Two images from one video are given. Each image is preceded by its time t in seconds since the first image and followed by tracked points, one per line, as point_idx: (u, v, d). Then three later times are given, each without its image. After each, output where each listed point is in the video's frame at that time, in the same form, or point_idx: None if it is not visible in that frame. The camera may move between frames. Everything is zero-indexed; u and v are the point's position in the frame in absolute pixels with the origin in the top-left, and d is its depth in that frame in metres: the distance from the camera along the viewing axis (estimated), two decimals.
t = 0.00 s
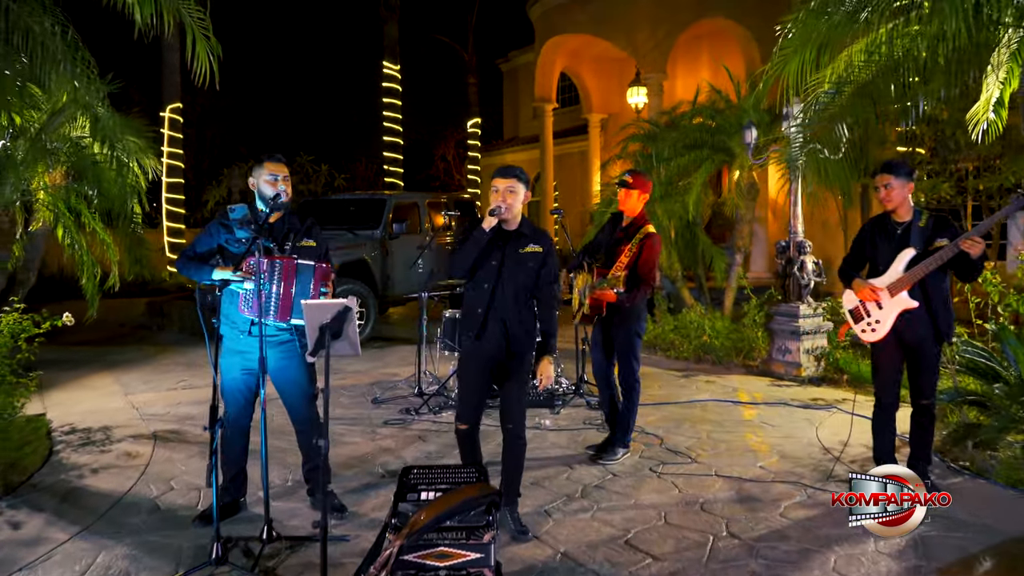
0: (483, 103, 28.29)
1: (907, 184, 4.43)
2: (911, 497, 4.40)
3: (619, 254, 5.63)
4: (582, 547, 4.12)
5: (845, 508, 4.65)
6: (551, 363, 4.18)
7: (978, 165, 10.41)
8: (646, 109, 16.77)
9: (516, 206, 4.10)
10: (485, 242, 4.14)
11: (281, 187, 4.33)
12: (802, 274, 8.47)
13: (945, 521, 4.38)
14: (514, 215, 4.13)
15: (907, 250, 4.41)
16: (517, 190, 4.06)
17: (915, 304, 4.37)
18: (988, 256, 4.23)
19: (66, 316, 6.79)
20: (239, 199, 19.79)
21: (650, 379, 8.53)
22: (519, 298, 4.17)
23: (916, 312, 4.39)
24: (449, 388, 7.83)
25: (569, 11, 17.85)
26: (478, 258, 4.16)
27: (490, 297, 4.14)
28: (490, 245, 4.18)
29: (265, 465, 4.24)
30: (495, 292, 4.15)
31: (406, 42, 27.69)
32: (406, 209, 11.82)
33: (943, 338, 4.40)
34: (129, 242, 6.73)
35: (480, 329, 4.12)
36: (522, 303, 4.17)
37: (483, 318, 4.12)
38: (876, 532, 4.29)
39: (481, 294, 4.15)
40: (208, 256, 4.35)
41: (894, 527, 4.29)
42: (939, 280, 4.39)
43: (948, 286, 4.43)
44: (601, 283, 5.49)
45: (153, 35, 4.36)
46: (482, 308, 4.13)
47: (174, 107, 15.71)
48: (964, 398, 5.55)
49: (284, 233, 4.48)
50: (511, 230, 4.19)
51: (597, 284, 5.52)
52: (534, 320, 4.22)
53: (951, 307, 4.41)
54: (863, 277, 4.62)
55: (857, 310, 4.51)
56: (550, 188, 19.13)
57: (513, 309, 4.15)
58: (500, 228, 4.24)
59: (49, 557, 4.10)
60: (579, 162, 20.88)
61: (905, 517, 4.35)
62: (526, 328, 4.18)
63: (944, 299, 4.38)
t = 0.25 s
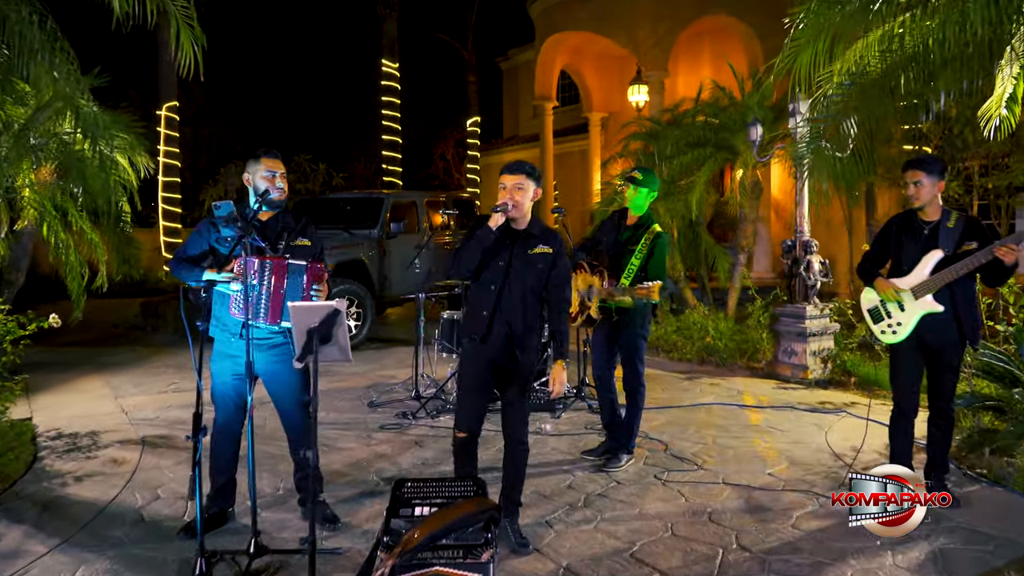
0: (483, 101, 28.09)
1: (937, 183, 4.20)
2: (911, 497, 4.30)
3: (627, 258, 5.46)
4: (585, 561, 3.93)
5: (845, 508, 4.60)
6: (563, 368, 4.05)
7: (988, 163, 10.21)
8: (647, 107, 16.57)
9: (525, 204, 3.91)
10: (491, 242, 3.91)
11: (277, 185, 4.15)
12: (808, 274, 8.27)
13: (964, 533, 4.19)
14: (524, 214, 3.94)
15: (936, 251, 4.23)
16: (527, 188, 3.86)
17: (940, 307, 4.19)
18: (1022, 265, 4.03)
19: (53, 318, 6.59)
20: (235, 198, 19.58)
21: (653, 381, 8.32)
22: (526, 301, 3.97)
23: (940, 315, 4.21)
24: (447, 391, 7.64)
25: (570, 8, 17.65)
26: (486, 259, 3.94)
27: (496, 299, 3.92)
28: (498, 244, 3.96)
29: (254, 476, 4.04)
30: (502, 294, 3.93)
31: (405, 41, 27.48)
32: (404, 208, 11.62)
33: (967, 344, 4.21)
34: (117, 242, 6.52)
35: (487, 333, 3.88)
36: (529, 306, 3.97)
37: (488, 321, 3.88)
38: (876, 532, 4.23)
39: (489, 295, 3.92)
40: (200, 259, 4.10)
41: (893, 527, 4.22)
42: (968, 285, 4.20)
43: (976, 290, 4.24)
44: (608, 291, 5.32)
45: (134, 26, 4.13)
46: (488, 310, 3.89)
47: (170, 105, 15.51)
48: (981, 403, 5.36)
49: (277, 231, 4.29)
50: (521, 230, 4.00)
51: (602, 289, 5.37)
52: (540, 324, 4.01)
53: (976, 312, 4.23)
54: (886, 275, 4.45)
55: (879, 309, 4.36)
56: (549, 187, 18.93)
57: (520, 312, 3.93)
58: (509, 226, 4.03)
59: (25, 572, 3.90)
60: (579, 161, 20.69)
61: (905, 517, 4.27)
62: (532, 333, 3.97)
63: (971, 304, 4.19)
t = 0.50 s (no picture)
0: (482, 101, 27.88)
1: (968, 185, 4.04)
2: (911, 497, 4.22)
3: (640, 262, 5.33)
4: None
5: (846, 508, 4.58)
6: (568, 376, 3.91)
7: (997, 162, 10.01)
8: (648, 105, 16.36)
9: (528, 204, 3.68)
10: (496, 248, 3.67)
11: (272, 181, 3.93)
12: (816, 276, 8.07)
13: (988, 549, 3.99)
14: (525, 214, 3.71)
15: (962, 253, 4.05)
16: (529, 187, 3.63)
17: (965, 312, 4.03)
18: None
19: (38, 321, 6.38)
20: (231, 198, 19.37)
21: (656, 386, 8.12)
22: (533, 307, 3.75)
23: (965, 319, 4.06)
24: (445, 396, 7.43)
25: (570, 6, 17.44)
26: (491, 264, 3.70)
27: (503, 306, 3.70)
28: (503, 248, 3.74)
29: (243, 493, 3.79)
30: (510, 302, 3.71)
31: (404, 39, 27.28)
32: (401, 208, 11.41)
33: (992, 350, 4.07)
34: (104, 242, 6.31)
35: (494, 343, 3.67)
36: (537, 313, 3.75)
37: (496, 330, 3.67)
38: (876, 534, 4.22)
39: (495, 302, 3.70)
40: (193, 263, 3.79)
41: (894, 528, 4.21)
42: (994, 289, 4.06)
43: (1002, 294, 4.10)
44: (626, 295, 5.12)
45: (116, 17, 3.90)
46: (496, 319, 3.68)
47: (166, 104, 15.30)
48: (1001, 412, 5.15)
49: (274, 233, 4.07)
50: (523, 230, 3.79)
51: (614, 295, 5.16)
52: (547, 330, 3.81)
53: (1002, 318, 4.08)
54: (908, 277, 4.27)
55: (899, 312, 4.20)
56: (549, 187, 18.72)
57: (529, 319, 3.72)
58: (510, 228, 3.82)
59: None
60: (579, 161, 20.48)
61: (906, 517, 4.23)
62: (541, 341, 3.75)
63: (997, 309, 4.04)
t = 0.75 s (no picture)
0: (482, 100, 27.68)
1: (995, 188, 3.88)
2: (911, 497, 4.34)
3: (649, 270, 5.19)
4: None
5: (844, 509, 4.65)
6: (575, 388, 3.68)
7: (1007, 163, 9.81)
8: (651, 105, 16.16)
9: (523, 207, 3.45)
10: (497, 254, 3.48)
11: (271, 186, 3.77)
12: (824, 279, 7.88)
13: (1012, 568, 3.82)
14: (520, 219, 3.49)
15: (988, 258, 3.88)
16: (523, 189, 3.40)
17: (991, 320, 3.87)
18: None
19: (25, 326, 6.18)
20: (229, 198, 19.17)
21: (661, 392, 7.93)
22: (537, 315, 3.55)
23: (990, 327, 3.89)
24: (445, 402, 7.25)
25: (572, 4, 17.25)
26: (491, 272, 3.48)
27: (506, 318, 3.49)
28: (503, 255, 3.52)
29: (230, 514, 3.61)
30: (513, 313, 3.50)
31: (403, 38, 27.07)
32: (400, 208, 11.21)
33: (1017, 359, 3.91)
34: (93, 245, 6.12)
35: (496, 355, 3.47)
36: (541, 323, 3.55)
37: (499, 343, 3.47)
38: (877, 532, 4.29)
39: (497, 312, 3.48)
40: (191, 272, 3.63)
41: (894, 527, 4.29)
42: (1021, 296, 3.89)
43: None
44: (641, 302, 4.93)
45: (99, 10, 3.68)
46: (499, 331, 3.47)
47: (161, 103, 15.10)
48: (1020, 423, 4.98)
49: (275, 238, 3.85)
50: (520, 235, 3.56)
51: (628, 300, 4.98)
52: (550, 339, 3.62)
53: None
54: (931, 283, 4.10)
55: (920, 319, 4.04)
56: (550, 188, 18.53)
57: (534, 329, 3.52)
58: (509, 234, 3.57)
59: None
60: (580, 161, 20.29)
61: (905, 517, 4.32)
62: (545, 352, 3.56)
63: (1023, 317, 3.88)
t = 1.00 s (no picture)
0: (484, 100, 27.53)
1: (1019, 184, 3.70)
2: (911, 497, 4.41)
3: (653, 267, 4.98)
4: None
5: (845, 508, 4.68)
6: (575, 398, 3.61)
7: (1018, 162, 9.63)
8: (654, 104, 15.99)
9: (508, 208, 3.27)
10: (484, 257, 3.28)
11: (268, 185, 3.58)
12: (833, 280, 7.71)
13: None
14: (506, 218, 3.32)
15: (1013, 257, 3.68)
16: (507, 186, 3.22)
17: (1016, 322, 3.67)
18: None
19: (15, 329, 6.02)
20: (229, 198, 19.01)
21: (666, 396, 7.76)
22: (530, 318, 3.37)
23: (1016, 330, 3.69)
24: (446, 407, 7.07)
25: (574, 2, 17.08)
26: (477, 277, 3.30)
27: (496, 323, 3.31)
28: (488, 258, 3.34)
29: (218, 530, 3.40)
30: (503, 318, 3.32)
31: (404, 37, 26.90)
32: (401, 209, 11.04)
33: None
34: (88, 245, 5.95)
35: (487, 364, 3.29)
36: (534, 326, 3.39)
37: (491, 351, 3.29)
38: (877, 532, 4.32)
39: (486, 318, 3.30)
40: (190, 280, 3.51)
41: (895, 526, 4.33)
42: None
43: None
44: (648, 304, 4.70)
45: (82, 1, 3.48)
46: (490, 339, 3.29)
47: (159, 102, 14.93)
48: None
49: (278, 240, 3.66)
50: (505, 235, 3.40)
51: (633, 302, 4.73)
52: (544, 341, 3.46)
53: None
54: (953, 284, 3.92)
55: (941, 323, 3.86)
56: (552, 187, 18.35)
57: (527, 333, 3.35)
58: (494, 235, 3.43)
59: None
60: (582, 161, 20.14)
61: (905, 517, 4.37)
62: (539, 355, 3.39)
63: None
